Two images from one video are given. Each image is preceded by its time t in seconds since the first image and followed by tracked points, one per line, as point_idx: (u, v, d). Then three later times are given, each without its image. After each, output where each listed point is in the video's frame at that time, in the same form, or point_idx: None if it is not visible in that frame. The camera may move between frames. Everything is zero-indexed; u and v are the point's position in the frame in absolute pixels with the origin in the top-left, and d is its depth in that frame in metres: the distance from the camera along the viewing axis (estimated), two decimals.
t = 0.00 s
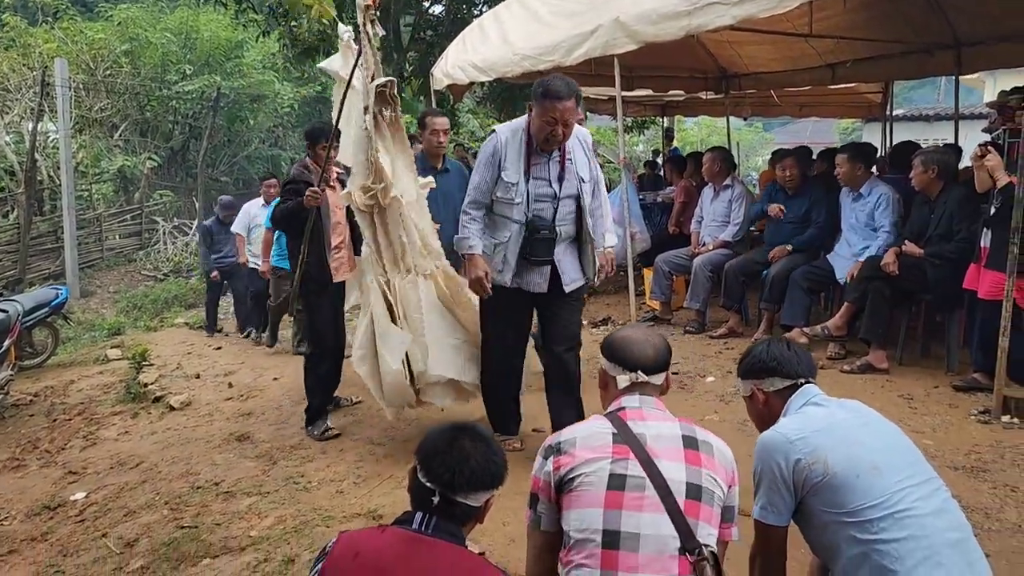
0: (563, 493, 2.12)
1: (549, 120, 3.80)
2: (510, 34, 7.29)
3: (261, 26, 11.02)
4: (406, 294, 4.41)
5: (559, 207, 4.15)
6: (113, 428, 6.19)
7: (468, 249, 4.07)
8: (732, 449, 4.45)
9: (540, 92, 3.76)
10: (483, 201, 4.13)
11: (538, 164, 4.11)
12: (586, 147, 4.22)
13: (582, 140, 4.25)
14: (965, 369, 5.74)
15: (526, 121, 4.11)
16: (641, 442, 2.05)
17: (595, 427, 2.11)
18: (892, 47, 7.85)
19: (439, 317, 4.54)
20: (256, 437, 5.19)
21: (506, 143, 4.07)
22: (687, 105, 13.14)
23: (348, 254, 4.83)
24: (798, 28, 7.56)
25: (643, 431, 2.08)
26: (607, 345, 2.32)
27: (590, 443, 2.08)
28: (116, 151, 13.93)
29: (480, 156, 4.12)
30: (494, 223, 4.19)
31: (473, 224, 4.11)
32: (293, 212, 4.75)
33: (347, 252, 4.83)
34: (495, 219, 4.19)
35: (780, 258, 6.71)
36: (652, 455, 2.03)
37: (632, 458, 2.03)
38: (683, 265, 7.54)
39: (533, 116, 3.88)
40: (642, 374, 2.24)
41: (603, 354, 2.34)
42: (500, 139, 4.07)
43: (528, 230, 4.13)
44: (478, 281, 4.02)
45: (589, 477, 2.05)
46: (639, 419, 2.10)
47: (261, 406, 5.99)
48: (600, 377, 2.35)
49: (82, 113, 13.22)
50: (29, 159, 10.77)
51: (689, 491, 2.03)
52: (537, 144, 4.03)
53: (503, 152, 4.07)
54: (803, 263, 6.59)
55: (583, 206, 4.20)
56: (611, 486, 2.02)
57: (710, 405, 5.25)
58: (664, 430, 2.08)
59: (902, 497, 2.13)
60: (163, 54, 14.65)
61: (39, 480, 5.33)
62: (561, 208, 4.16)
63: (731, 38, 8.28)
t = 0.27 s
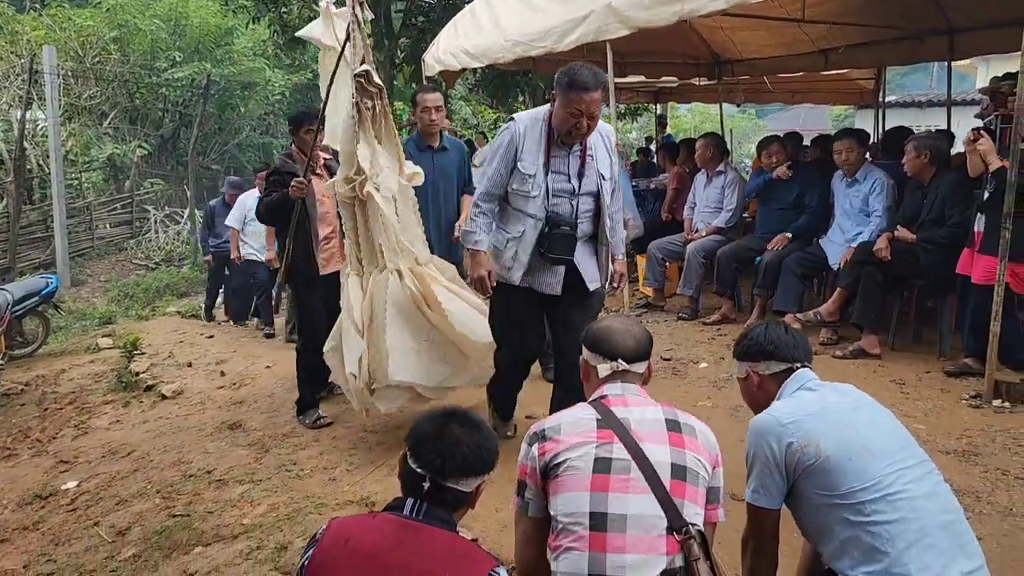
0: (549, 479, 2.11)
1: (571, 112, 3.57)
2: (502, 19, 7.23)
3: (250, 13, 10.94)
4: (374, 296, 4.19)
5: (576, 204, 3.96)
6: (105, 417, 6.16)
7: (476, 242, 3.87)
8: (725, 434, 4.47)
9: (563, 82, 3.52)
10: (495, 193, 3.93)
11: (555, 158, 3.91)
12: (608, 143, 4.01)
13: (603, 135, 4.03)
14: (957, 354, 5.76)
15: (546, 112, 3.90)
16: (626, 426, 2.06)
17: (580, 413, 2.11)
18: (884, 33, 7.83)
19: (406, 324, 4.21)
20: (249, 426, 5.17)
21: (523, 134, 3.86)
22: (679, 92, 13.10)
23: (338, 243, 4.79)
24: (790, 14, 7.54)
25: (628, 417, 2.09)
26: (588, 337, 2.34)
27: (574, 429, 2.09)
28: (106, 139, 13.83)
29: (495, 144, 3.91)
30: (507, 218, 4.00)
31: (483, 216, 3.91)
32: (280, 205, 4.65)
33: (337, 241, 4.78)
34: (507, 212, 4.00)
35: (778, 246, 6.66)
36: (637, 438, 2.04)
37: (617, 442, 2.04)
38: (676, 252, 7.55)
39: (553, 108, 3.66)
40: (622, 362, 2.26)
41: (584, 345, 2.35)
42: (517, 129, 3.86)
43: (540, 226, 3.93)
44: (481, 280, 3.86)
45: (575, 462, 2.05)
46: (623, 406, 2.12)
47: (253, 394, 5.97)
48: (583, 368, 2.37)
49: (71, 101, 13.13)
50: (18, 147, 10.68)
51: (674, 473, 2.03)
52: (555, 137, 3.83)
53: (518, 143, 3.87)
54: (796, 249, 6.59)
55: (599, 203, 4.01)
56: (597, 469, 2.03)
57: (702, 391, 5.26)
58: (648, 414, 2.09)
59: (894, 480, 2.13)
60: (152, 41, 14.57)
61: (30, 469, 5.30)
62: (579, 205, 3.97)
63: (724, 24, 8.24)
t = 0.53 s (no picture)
0: (541, 466, 2.11)
1: (587, 111, 3.23)
2: (494, 7, 7.20)
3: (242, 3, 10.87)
4: (338, 283, 4.22)
5: (585, 206, 3.63)
6: (98, 408, 6.15)
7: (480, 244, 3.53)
8: (720, 422, 4.48)
9: (580, 78, 3.18)
10: (502, 191, 3.58)
11: (567, 157, 3.56)
12: (621, 142, 3.69)
13: (617, 132, 3.69)
14: (950, 340, 5.78)
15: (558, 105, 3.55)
16: (617, 411, 2.06)
17: (571, 399, 2.11)
18: (878, 20, 7.82)
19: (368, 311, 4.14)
20: (243, 416, 5.16)
21: (533, 129, 3.51)
22: (673, 80, 13.08)
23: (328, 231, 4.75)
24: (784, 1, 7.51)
25: (619, 403, 2.09)
26: (579, 328, 2.34)
27: (566, 416, 2.08)
28: (97, 130, 13.74)
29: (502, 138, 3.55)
30: (512, 218, 3.64)
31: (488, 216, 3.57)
32: (269, 190, 4.64)
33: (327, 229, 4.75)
34: (513, 211, 3.65)
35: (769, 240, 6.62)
36: (628, 422, 2.04)
37: (608, 427, 2.03)
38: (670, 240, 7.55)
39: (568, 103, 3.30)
40: (614, 351, 2.25)
41: (576, 334, 2.35)
42: (526, 124, 3.51)
43: (550, 229, 3.60)
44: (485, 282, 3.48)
45: (567, 447, 2.05)
46: (614, 393, 2.12)
47: (248, 384, 5.96)
48: (575, 358, 2.37)
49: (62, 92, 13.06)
50: (9, 138, 10.61)
51: (665, 455, 2.03)
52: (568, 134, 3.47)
53: (528, 139, 3.51)
54: (790, 237, 6.59)
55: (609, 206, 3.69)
56: (589, 453, 2.02)
57: (696, 379, 5.27)
58: (639, 399, 2.09)
59: (890, 464, 2.13)
60: (143, 31, 14.41)
61: (24, 461, 5.29)
62: (589, 207, 3.64)
63: (717, 12, 8.22)
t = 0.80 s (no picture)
0: (536, 458, 2.11)
1: (584, 122, 3.05)
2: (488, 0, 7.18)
3: None
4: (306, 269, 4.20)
5: (584, 218, 3.44)
6: (94, 405, 6.14)
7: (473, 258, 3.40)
8: (716, 414, 4.48)
9: (576, 88, 3.00)
10: (497, 204, 3.42)
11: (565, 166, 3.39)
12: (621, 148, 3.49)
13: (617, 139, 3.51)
14: (946, 330, 5.79)
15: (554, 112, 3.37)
16: (612, 403, 2.06)
17: (566, 391, 2.12)
18: (872, 11, 7.81)
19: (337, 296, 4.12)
20: (239, 412, 5.16)
21: (528, 139, 3.34)
22: (668, 73, 13.06)
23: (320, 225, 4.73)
24: None
25: (614, 395, 2.09)
26: (574, 320, 2.34)
27: (561, 408, 2.09)
28: (90, 125, 13.68)
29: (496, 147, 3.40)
30: (508, 231, 3.48)
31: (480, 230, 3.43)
32: (263, 183, 4.63)
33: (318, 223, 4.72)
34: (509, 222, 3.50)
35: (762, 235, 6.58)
36: (623, 413, 2.04)
37: (603, 419, 2.03)
38: (665, 233, 7.55)
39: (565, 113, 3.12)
40: (609, 343, 2.26)
41: (571, 326, 2.36)
42: (522, 133, 3.34)
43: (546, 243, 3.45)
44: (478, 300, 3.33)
45: (562, 438, 2.05)
46: (609, 384, 2.12)
47: (244, 379, 5.95)
48: (569, 351, 2.37)
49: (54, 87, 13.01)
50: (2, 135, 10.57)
51: (660, 445, 2.03)
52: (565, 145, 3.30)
53: (523, 149, 3.35)
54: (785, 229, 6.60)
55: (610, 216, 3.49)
56: (583, 444, 2.02)
57: (693, 371, 5.27)
58: (634, 391, 2.09)
59: (889, 453, 2.14)
60: (135, 25, 14.32)
61: (20, 458, 5.28)
62: (587, 219, 3.46)
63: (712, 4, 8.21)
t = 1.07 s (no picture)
0: (531, 455, 2.12)
1: (569, 138, 2.81)
2: None
3: None
4: (278, 250, 4.20)
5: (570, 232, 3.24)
6: (92, 406, 6.13)
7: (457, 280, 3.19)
8: (713, 411, 4.49)
9: (560, 99, 2.76)
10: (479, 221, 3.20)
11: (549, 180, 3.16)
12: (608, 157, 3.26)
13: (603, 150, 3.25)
14: (942, 327, 5.80)
15: (537, 122, 3.13)
16: (606, 398, 2.07)
17: (562, 389, 2.14)
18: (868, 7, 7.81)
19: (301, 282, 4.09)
20: (237, 412, 5.15)
21: (511, 152, 3.11)
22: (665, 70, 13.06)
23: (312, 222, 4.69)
24: None
25: (609, 391, 2.09)
26: (569, 316, 2.35)
27: (556, 406, 2.10)
28: (86, 126, 13.66)
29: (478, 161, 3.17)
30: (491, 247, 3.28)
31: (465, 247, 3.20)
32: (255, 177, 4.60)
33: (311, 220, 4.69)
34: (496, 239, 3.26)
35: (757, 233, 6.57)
36: (617, 409, 2.05)
37: (597, 414, 2.04)
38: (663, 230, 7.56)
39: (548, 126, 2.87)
40: (603, 338, 2.26)
41: (566, 321, 2.36)
42: (503, 146, 3.11)
43: (533, 259, 3.25)
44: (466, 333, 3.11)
45: (556, 434, 2.06)
46: (604, 380, 2.14)
47: (242, 380, 5.95)
48: (564, 347, 2.38)
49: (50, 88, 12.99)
50: None
51: (654, 440, 2.03)
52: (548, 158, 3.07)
53: (506, 162, 3.12)
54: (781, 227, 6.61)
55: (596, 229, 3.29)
56: (578, 440, 2.03)
57: (690, 368, 5.28)
58: (629, 387, 2.10)
59: (884, 446, 2.14)
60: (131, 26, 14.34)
61: (18, 459, 5.28)
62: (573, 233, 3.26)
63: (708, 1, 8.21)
